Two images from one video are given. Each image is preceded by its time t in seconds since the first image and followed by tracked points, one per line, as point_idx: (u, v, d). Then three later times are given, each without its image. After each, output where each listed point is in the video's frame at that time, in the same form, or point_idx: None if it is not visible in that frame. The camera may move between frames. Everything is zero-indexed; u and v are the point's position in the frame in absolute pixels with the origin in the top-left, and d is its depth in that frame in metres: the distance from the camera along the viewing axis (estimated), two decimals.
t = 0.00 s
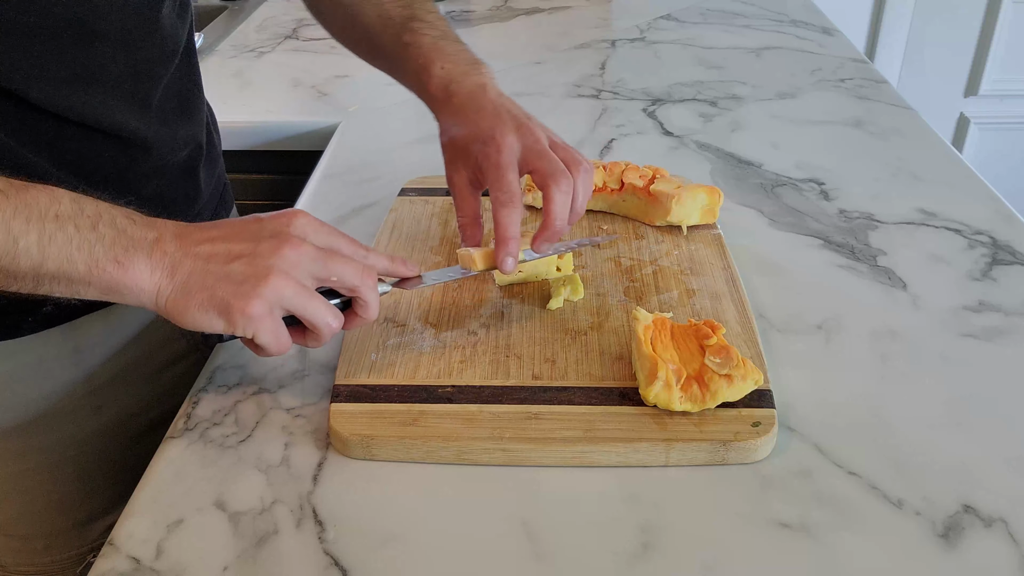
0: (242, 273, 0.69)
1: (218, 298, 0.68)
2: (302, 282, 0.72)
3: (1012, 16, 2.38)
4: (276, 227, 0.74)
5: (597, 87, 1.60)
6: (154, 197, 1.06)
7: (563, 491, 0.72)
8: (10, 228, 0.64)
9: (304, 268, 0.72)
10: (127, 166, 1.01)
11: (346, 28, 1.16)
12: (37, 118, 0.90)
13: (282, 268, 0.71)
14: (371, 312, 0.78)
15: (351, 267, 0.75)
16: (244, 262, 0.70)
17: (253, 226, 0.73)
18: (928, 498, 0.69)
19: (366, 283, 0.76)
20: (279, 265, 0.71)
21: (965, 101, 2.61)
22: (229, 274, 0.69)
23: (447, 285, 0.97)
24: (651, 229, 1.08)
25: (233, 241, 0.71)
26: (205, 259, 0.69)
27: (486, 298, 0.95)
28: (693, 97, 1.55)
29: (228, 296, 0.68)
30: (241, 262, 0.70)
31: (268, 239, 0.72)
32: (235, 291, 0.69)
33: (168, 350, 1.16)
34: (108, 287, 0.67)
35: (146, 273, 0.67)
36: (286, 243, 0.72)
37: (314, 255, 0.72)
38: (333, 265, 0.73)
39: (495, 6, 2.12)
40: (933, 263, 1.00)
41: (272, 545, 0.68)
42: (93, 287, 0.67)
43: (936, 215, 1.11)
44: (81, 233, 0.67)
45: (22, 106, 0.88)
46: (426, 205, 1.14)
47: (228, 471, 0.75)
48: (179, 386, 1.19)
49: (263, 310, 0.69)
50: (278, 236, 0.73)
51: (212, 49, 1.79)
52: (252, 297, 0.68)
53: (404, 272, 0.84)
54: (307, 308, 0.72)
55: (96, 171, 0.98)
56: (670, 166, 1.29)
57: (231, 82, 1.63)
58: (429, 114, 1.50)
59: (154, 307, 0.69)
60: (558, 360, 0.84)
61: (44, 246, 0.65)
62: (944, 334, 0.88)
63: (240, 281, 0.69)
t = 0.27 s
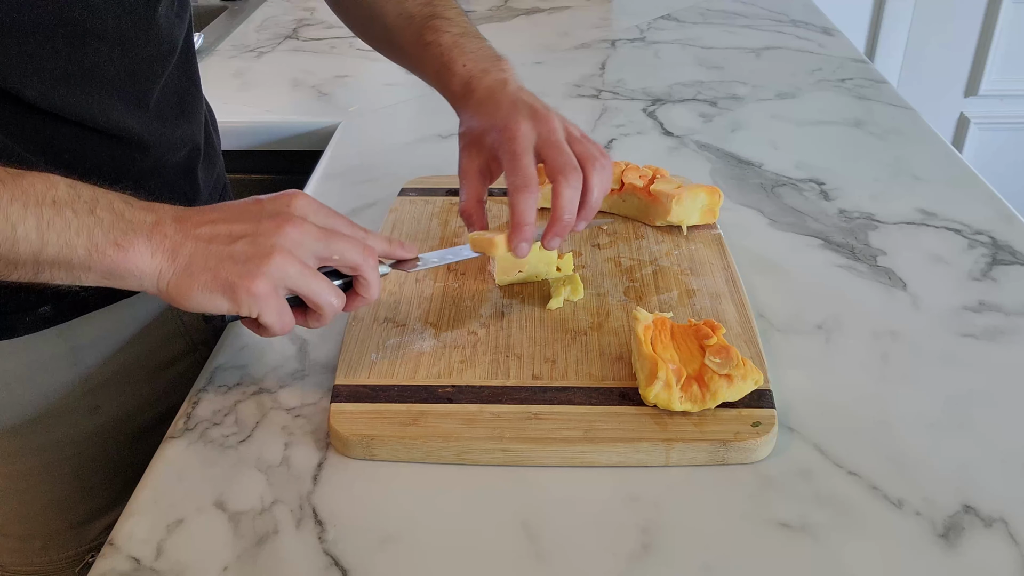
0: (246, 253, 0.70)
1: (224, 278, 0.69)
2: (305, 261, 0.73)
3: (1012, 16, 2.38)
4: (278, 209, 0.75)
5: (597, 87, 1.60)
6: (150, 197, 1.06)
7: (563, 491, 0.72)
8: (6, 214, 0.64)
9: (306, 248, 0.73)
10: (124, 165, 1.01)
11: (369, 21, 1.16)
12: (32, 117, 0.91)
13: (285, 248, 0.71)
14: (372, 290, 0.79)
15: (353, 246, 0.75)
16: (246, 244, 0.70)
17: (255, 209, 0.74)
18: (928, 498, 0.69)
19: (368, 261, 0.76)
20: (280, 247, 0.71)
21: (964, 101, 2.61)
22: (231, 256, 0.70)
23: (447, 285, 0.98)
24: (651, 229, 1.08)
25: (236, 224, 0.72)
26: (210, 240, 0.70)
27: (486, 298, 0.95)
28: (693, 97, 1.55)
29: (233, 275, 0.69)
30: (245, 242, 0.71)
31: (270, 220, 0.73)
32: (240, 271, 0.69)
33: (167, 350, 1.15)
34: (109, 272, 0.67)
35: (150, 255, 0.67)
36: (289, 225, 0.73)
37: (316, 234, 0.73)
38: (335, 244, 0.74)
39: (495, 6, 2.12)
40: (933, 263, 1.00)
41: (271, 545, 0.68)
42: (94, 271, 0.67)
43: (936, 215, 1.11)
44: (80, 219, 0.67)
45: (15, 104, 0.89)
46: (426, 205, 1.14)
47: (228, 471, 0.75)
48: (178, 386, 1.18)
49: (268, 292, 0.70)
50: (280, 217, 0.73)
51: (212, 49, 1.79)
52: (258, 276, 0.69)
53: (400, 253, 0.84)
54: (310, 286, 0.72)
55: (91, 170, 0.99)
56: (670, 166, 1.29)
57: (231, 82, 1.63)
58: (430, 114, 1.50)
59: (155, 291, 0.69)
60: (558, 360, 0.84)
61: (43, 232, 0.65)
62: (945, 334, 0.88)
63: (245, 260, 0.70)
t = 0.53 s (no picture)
0: (201, 249, 0.66)
1: (174, 275, 0.65)
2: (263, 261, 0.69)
3: (1012, 16, 2.38)
4: (239, 205, 0.71)
5: (597, 87, 1.60)
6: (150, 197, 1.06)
7: (563, 491, 0.72)
8: None
9: (265, 247, 0.68)
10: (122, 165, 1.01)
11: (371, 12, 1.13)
12: (31, 117, 0.90)
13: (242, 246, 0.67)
14: (330, 297, 0.74)
15: (314, 250, 0.72)
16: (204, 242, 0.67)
17: (215, 203, 0.71)
18: (928, 498, 0.69)
19: (327, 266, 0.72)
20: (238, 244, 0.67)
21: (964, 101, 2.61)
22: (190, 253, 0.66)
23: (447, 285, 0.98)
24: (651, 229, 1.08)
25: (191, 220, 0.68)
26: (165, 233, 0.67)
27: (486, 298, 0.95)
28: (693, 97, 1.55)
29: (183, 273, 0.65)
30: (203, 239, 0.67)
31: (226, 219, 0.69)
32: (193, 268, 0.65)
33: (167, 350, 1.17)
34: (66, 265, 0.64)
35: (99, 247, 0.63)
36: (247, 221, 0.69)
37: (276, 233, 0.69)
38: (294, 245, 0.70)
39: (495, 6, 2.12)
40: (933, 263, 1.00)
41: (271, 545, 0.68)
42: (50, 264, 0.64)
43: (936, 215, 1.11)
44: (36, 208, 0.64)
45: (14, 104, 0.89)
46: (426, 205, 1.14)
47: (228, 471, 0.75)
48: (178, 386, 1.19)
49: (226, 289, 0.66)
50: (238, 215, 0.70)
51: (212, 49, 1.78)
52: (210, 274, 0.65)
53: (366, 251, 0.77)
54: (266, 287, 0.68)
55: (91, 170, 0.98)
56: (670, 166, 1.29)
57: (231, 82, 1.63)
58: (430, 114, 1.50)
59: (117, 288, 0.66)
60: (558, 360, 0.84)
61: None
62: (945, 334, 0.88)
63: (198, 258, 0.66)
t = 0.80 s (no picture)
0: (67, 272, 0.64)
1: (43, 300, 0.63)
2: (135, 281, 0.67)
3: (1013, 16, 2.38)
4: (111, 217, 0.67)
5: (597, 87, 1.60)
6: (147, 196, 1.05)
7: (563, 491, 0.72)
8: None
9: (141, 269, 0.66)
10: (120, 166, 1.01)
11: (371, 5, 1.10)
12: (24, 109, 0.90)
13: (115, 269, 0.65)
14: (209, 307, 0.73)
15: (191, 267, 0.69)
16: (72, 259, 0.64)
17: (87, 213, 0.67)
18: (928, 498, 0.69)
19: (206, 283, 0.71)
20: (111, 267, 0.65)
21: (964, 101, 2.61)
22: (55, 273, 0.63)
23: (447, 285, 0.98)
24: (651, 229, 1.08)
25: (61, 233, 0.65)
26: (31, 251, 0.63)
27: (486, 298, 0.95)
28: (693, 97, 1.55)
29: (53, 297, 0.63)
30: (68, 258, 0.64)
31: (97, 231, 0.66)
32: (63, 293, 0.64)
33: (167, 350, 1.16)
34: None
35: None
36: (122, 238, 0.66)
37: (150, 254, 0.66)
38: (170, 266, 0.68)
39: (495, 6, 2.12)
40: (932, 263, 1.00)
41: (271, 545, 0.68)
42: None
43: (936, 215, 1.11)
44: None
45: (7, 96, 0.88)
46: (426, 205, 1.14)
47: (228, 471, 0.75)
48: (177, 386, 1.20)
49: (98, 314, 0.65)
50: (113, 230, 0.66)
51: (212, 49, 1.79)
52: (80, 300, 0.64)
53: (257, 253, 0.75)
54: (137, 307, 0.67)
55: (84, 166, 0.97)
56: (670, 166, 1.29)
57: (231, 82, 1.63)
58: (430, 114, 1.50)
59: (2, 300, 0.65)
60: (558, 360, 0.84)
61: None
62: (944, 334, 0.88)
63: (67, 281, 0.64)
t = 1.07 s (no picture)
0: (48, 278, 0.70)
1: (31, 305, 0.70)
2: (115, 280, 0.73)
3: (1012, 16, 2.38)
4: (80, 219, 0.70)
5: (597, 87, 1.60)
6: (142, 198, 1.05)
7: (563, 492, 0.72)
8: None
9: (115, 269, 0.71)
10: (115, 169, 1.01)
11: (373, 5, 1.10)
12: (20, 112, 0.90)
13: (90, 273, 0.70)
14: (191, 297, 0.79)
15: (168, 263, 0.74)
16: (50, 265, 0.70)
17: (58, 217, 0.70)
18: (928, 498, 0.69)
19: (184, 277, 0.76)
20: (85, 272, 0.70)
21: (964, 101, 2.61)
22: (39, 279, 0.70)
23: (447, 285, 0.98)
24: (651, 229, 1.08)
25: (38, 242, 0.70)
26: (11, 260, 0.69)
27: (486, 298, 0.95)
28: (693, 97, 1.55)
29: (39, 302, 0.70)
30: (46, 266, 0.70)
31: (71, 237, 0.70)
32: (45, 298, 0.70)
33: (165, 351, 1.17)
34: None
35: None
36: (93, 244, 0.70)
37: (124, 253, 0.71)
38: (146, 263, 0.73)
39: (495, 6, 2.12)
40: (932, 263, 1.00)
41: (271, 545, 0.68)
42: None
43: (936, 215, 1.11)
44: None
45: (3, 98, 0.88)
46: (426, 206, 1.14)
47: (228, 471, 0.75)
48: (175, 387, 1.20)
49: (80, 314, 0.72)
50: (84, 237, 0.70)
51: (212, 49, 1.79)
52: (62, 304, 0.70)
53: (231, 240, 0.79)
54: (120, 304, 0.74)
55: (80, 168, 0.98)
56: (670, 166, 1.29)
57: (231, 82, 1.63)
58: (430, 114, 1.50)
59: None
60: (558, 360, 0.84)
61: None
62: (944, 334, 0.88)
63: (48, 287, 0.70)
